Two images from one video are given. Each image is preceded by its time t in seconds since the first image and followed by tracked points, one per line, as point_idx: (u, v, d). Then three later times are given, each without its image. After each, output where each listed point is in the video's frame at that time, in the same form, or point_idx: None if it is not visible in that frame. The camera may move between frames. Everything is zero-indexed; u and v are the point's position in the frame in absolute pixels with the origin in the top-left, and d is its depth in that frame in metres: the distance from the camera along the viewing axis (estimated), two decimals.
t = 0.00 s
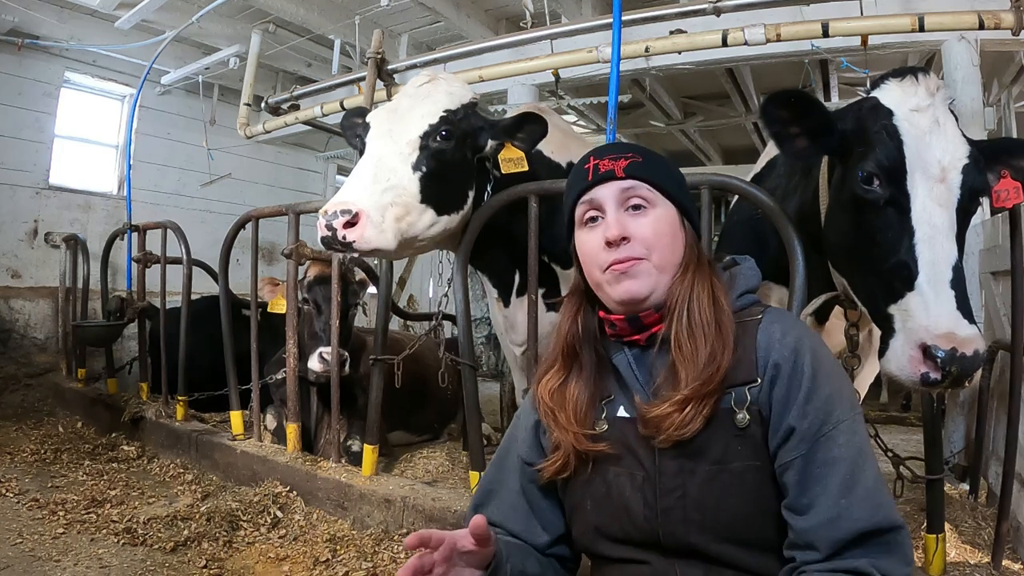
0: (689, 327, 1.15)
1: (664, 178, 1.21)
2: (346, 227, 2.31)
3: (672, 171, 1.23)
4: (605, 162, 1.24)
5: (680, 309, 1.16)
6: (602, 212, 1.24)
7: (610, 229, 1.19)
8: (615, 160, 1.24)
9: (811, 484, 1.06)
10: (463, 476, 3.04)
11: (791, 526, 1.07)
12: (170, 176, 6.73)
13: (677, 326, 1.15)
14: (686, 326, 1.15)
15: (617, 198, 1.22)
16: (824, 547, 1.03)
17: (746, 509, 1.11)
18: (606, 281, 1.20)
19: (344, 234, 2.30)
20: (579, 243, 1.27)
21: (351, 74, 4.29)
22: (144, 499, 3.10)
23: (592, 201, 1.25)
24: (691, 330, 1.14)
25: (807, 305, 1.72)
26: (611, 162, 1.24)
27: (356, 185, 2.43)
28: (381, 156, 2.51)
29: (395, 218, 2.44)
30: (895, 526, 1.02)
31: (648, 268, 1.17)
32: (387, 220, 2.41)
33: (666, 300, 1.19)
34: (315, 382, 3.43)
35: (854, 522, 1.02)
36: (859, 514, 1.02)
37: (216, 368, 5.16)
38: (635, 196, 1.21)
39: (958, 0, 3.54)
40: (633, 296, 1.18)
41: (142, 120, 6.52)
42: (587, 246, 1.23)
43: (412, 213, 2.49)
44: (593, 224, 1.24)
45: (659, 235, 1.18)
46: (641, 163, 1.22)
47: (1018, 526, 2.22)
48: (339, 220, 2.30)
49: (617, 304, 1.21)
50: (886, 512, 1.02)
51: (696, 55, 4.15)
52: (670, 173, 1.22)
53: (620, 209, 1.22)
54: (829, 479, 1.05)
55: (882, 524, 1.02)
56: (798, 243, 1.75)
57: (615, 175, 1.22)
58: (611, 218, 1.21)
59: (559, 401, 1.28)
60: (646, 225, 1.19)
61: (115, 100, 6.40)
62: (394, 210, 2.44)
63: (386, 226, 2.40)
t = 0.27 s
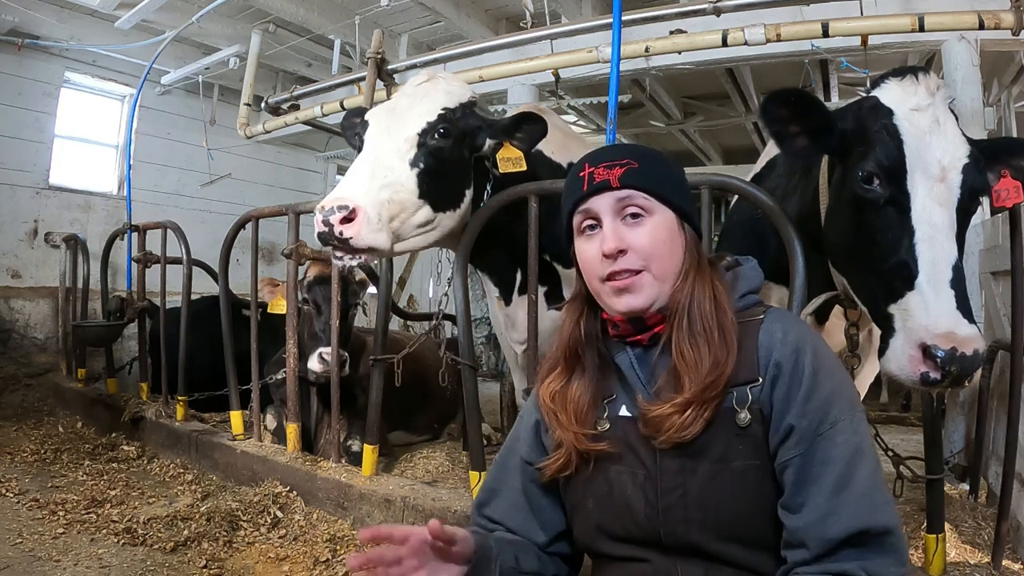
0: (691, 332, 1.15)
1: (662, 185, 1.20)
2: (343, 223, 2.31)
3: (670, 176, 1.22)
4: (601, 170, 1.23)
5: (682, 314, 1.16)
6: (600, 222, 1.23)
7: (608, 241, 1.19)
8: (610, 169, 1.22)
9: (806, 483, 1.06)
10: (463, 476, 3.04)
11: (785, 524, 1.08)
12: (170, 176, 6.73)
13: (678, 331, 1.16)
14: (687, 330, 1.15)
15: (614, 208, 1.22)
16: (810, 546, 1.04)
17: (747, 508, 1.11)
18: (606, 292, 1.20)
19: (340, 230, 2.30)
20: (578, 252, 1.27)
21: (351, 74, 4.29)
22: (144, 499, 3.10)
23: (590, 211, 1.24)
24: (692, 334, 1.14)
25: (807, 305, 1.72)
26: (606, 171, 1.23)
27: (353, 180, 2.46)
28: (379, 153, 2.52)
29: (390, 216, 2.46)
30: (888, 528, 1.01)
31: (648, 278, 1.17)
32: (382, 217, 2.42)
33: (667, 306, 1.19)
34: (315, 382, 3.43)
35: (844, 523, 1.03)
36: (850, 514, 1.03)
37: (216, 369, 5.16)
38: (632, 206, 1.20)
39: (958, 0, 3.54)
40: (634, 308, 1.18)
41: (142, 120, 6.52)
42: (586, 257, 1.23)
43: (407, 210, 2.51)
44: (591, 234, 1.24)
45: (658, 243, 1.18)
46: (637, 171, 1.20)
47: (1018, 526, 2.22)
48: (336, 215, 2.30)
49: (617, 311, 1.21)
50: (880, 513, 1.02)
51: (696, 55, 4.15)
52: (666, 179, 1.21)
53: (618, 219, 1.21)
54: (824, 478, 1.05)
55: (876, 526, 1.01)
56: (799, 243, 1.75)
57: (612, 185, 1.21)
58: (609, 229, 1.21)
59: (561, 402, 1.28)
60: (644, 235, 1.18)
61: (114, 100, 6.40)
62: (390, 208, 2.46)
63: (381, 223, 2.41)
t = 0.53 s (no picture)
0: (689, 340, 1.15)
1: (672, 187, 1.19)
2: (347, 215, 2.33)
3: (682, 179, 1.21)
4: (614, 167, 1.22)
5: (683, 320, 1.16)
6: (607, 218, 1.22)
7: (614, 241, 1.18)
8: (623, 166, 1.21)
9: (777, 491, 1.07)
10: (463, 476, 3.04)
11: (758, 529, 1.09)
12: (170, 176, 6.73)
13: (676, 336, 1.16)
14: (685, 336, 1.15)
15: (623, 206, 1.21)
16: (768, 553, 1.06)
17: (742, 510, 1.11)
18: (607, 290, 1.20)
19: (344, 223, 2.32)
20: (583, 246, 1.26)
21: (351, 74, 4.29)
22: (144, 499, 3.10)
23: (598, 206, 1.24)
24: (692, 343, 1.14)
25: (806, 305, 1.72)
26: (619, 168, 1.21)
27: (356, 174, 2.45)
28: (381, 148, 2.52)
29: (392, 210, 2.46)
30: (852, 544, 1.01)
31: (650, 283, 1.17)
32: (384, 211, 2.43)
33: (669, 312, 1.19)
34: (315, 382, 3.43)
35: (805, 536, 1.03)
36: (812, 526, 1.03)
37: (216, 369, 5.17)
38: (642, 206, 1.20)
39: (957, 0, 3.54)
40: (633, 308, 1.18)
41: (142, 120, 6.52)
42: (590, 252, 1.23)
43: (409, 205, 2.51)
44: (598, 230, 1.23)
45: (664, 248, 1.18)
46: (650, 172, 1.19)
47: (1018, 526, 2.22)
48: (340, 208, 2.32)
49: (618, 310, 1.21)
50: (842, 530, 1.02)
51: (696, 55, 4.15)
52: (679, 182, 1.20)
53: (625, 218, 1.20)
54: (794, 487, 1.05)
55: (836, 539, 1.02)
56: (798, 242, 1.75)
57: (623, 183, 1.20)
58: (616, 227, 1.20)
59: (560, 400, 1.28)
60: (650, 237, 1.18)
61: (115, 100, 6.40)
62: (392, 202, 2.46)
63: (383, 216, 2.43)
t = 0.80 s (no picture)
0: (684, 340, 1.15)
1: (665, 186, 1.19)
2: (337, 221, 2.38)
3: (675, 177, 1.21)
4: (607, 166, 1.22)
5: (677, 320, 1.16)
6: (600, 218, 1.22)
7: (607, 241, 1.18)
8: (616, 166, 1.21)
9: (787, 493, 1.07)
10: (463, 476, 3.04)
11: (765, 531, 1.09)
12: (170, 176, 6.73)
13: (671, 337, 1.16)
14: (680, 336, 1.15)
15: (616, 206, 1.21)
16: (781, 556, 1.05)
17: (742, 513, 1.11)
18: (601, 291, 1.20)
19: (334, 228, 2.37)
20: (577, 247, 1.26)
21: (351, 74, 4.29)
22: (144, 499, 3.10)
23: (591, 206, 1.24)
24: (687, 343, 1.14)
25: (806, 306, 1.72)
26: (611, 167, 1.21)
27: (349, 178, 2.49)
28: (372, 151, 2.54)
29: (387, 211, 2.49)
30: (866, 543, 1.02)
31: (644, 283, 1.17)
32: (378, 213, 2.46)
33: (664, 312, 1.19)
34: (315, 382, 3.43)
35: (818, 537, 1.03)
36: (825, 527, 1.03)
37: (216, 369, 5.17)
38: (635, 206, 1.20)
39: (958, 0, 3.54)
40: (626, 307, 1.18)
41: (142, 120, 6.52)
42: (584, 252, 1.22)
43: (406, 205, 2.52)
44: (591, 230, 1.23)
45: (658, 248, 1.17)
46: (643, 171, 1.19)
47: (1018, 526, 2.22)
48: (329, 214, 2.37)
49: (612, 311, 1.21)
50: (856, 529, 1.02)
51: (696, 55, 4.15)
52: (672, 181, 1.20)
53: (619, 218, 1.20)
54: (803, 489, 1.05)
55: (850, 540, 1.02)
56: (798, 242, 1.75)
57: (615, 182, 1.20)
58: (609, 227, 1.20)
59: (556, 401, 1.28)
60: (644, 236, 1.18)
61: (115, 100, 6.40)
62: (386, 203, 2.48)
63: (378, 218, 2.46)
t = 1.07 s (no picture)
0: (687, 339, 1.15)
1: (669, 184, 1.19)
2: (324, 221, 2.41)
3: (679, 176, 1.21)
4: (612, 163, 1.22)
5: (680, 319, 1.16)
6: (605, 215, 1.23)
7: (612, 238, 1.18)
8: (621, 163, 1.21)
9: (791, 495, 1.07)
10: (463, 476, 3.04)
11: (768, 534, 1.09)
12: (170, 176, 6.73)
13: (674, 336, 1.16)
14: (683, 335, 1.15)
15: (620, 203, 1.21)
16: (785, 558, 1.05)
17: (743, 513, 1.11)
18: (605, 289, 1.20)
19: (321, 228, 2.40)
20: (581, 244, 1.27)
21: (351, 74, 4.29)
22: (144, 499, 3.10)
23: (596, 203, 1.24)
24: (690, 342, 1.14)
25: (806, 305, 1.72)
26: (617, 164, 1.21)
27: (340, 179, 2.51)
28: (363, 152, 2.56)
29: (374, 212, 2.50)
30: (870, 544, 1.02)
31: (648, 280, 1.17)
32: (365, 214, 2.48)
33: (667, 310, 1.19)
34: (315, 382, 3.44)
35: (823, 538, 1.03)
36: (830, 529, 1.03)
37: (216, 369, 5.17)
38: (639, 203, 1.20)
39: (958, 0, 3.54)
40: (629, 304, 1.18)
41: (142, 120, 6.52)
42: (588, 249, 1.23)
43: (393, 207, 2.54)
44: (595, 227, 1.24)
45: (662, 245, 1.18)
46: (648, 168, 1.19)
47: (1018, 526, 2.22)
48: (317, 214, 2.40)
49: (616, 308, 1.21)
50: (861, 531, 1.03)
51: (696, 55, 4.15)
52: (676, 179, 1.20)
53: (623, 215, 1.21)
54: (808, 491, 1.05)
55: (854, 543, 1.02)
56: (798, 241, 1.75)
57: (620, 179, 1.20)
58: (614, 223, 1.20)
59: (558, 400, 1.28)
60: (648, 233, 1.18)
61: (115, 100, 6.40)
62: (374, 205, 2.50)
63: (363, 219, 2.47)
